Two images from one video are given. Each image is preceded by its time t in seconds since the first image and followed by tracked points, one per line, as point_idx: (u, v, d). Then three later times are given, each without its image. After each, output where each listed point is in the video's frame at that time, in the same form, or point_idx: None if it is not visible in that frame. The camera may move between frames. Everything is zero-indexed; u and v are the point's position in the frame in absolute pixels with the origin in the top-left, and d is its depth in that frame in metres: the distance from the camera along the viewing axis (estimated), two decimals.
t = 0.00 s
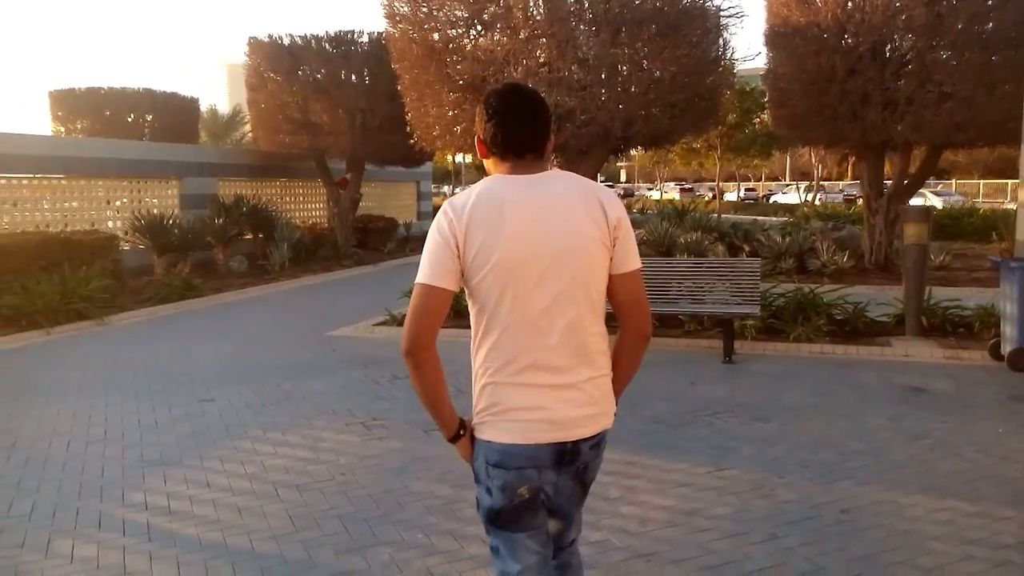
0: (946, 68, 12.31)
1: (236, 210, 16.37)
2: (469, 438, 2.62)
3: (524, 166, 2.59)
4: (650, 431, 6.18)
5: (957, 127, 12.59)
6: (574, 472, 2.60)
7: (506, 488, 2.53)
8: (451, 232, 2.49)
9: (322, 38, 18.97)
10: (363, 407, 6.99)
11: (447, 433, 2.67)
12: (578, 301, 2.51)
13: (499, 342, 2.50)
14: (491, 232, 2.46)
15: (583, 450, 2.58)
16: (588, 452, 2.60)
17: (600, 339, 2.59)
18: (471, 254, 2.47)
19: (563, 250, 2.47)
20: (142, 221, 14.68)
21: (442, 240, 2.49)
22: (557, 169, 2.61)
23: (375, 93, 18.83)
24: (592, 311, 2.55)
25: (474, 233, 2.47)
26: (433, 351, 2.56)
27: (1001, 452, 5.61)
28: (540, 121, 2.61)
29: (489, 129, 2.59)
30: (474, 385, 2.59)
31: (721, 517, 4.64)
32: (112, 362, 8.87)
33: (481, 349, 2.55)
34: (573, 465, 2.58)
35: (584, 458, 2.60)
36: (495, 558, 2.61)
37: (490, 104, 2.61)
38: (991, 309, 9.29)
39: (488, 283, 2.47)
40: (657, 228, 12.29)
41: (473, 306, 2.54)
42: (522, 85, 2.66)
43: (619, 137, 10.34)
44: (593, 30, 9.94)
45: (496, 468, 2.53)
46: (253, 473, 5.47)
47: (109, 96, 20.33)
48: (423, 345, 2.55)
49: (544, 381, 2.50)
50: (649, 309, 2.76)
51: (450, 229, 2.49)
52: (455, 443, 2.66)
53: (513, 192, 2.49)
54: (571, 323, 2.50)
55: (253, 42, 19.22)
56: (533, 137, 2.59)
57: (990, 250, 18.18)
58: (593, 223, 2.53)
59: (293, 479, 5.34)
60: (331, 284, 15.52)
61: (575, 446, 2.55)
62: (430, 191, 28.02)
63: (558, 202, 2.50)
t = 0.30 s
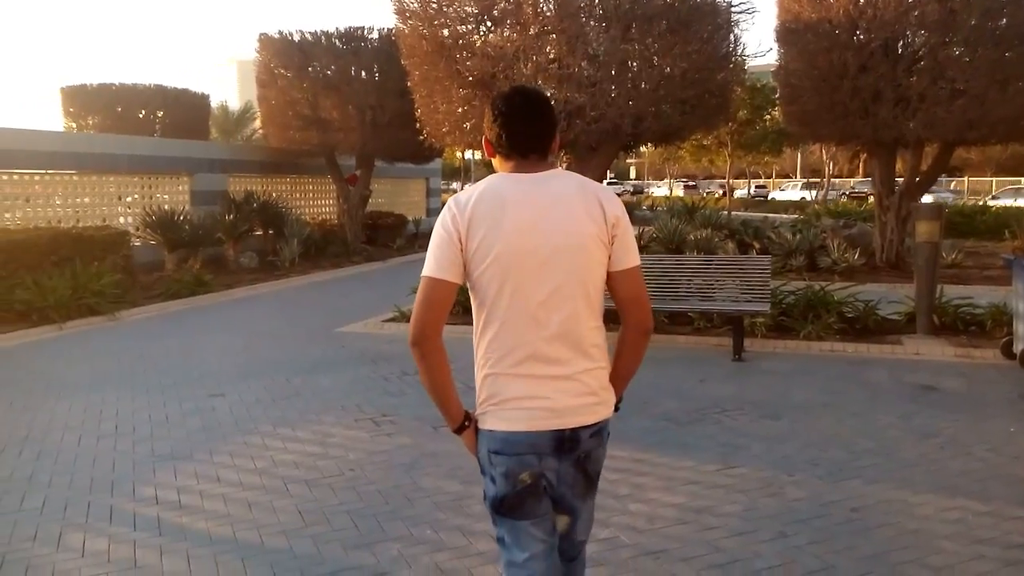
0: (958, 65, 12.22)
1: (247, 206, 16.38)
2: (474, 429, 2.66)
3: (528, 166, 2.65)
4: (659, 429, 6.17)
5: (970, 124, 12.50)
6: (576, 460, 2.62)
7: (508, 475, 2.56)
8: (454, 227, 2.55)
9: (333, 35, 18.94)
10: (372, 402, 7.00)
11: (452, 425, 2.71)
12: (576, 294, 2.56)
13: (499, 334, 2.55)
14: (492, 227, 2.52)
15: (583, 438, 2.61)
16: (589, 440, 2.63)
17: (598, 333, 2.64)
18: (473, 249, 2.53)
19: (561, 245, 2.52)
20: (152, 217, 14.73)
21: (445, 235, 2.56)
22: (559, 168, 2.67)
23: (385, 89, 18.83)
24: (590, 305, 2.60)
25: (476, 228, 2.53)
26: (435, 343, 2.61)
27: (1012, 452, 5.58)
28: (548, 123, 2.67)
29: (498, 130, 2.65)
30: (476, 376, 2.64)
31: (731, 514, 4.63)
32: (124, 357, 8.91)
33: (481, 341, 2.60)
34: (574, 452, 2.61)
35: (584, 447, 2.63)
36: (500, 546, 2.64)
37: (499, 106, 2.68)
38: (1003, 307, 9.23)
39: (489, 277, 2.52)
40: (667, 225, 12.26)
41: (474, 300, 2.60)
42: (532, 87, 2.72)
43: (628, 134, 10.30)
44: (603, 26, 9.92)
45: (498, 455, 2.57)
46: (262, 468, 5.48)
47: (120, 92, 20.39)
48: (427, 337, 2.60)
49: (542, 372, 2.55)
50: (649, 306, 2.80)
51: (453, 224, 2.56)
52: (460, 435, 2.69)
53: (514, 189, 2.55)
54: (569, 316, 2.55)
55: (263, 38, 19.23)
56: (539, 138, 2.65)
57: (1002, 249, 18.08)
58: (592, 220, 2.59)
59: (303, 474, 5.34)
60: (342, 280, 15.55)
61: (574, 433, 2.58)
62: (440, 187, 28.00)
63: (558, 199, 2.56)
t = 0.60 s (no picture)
0: (967, 61, 12.16)
1: (253, 203, 16.38)
2: (477, 418, 2.71)
3: (533, 165, 2.70)
4: (665, 426, 6.16)
5: (977, 120, 12.44)
6: (577, 447, 2.67)
7: (512, 461, 2.61)
8: (462, 223, 2.60)
9: (338, 32, 18.91)
10: (378, 400, 7.00)
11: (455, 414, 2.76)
12: (579, 290, 2.62)
13: (503, 326, 2.61)
14: (500, 223, 2.57)
15: (583, 425, 2.66)
16: (590, 428, 2.68)
17: (598, 327, 2.70)
18: (481, 244, 2.59)
19: (565, 242, 2.59)
20: (159, 215, 14.75)
21: (453, 230, 2.61)
22: (565, 168, 2.72)
23: (390, 86, 18.82)
24: (590, 300, 2.66)
25: (484, 224, 2.59)
26: (442, 335, 2.66)
27: (1020, 449, 5.56)
28: (554, 124, 2.71)
29: (505, 130, 2.69)
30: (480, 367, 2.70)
31: (737, 512, 4.61)
32: (131, 354, 8.92)
33: (486, 334, 2.66)
34: (575, 439, 2.66)
35: (585, 434, 2.68)
36: (502, 531, 2.69)
37: (506, 105, 2.71)
38: (1011, 304, 9.19)
39: (495, 271, 2.58)
40: (673, 222, 12.23)
41: (480, 293, 2.65)
42: (539, 87, 2.75)
43: (635, 131, 10.29)
44: (609, 23, 9.89)
45: (501, 442, 2.63)
46: (269, 465, 5.49)
47: (127, 90, 20.43)
48: (433, 329, 2.65)
49: (545, 364, 2.61)
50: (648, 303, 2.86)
51: (461, 219, 2.61)
52: (463, 424, 2.74)
53: (521, 187, 2.60)
54: (572, 311, 2.61)
55: (269, 36, 19.22)
56: (545, 139, 2.69)
57: (1010, 246, 18.01)
58: (595, 219, 2.66)
59: (309, 471, 5.35)
60: (350, 278, 15.55)
61: (576, 422, 2.64)
62: (446, 184, 27.99)
63: (563, 198, 2.62)
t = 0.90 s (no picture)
0: (974, 55, 12.06)
1: (259, 199, 16.39)
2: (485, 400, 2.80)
3: (543, 159, 2.78)
4: (671, 421, 6.16)
5: (985, 114, 12.38)
6: (582, 429, 2.78)
7: (516, 444, 2.71)
8: (476, 212, 2.67)
9: (343, 28, 18.91)
10: (384, 395, 7.01)
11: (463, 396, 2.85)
12: (586, 280, 2.71)
13: (514, 313, 2.69)
14: (513, 214, 2.65)
15: (587, 409, 2.76)
16: (593, 411, 2.79)
17: (601, 315, 2.80)
18: (494, 233, 2.67)
19: (574, 233, 2.67)
20: (165, 211, 14.77)
21: (467, 219, 2.67)
22: (574, 163, 2.80)
23: (395, 82, 18.84)
24: (595, 291, 2.75)
25: (497, 214, 2.66)
26: (455, 320, 2.73)
27: None
28: (563, 119, 2.79)
29: (516, 124, 2.78)
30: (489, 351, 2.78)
31: (743, 507, 4.61)
32: (137, 350, 8.95)
33: (496, 319, 2.74)
34: (580, 423, 2.76)
35: (590, 417, 2.78)
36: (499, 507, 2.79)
37: (517, 101, 2.80)
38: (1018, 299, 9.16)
39: (507, 259, 2.66)
40: (678, 217, 12.21)
41: (491, 280, 2.73)
42: (550, 83, 2.83)
43: (640, 126, 10.27)
44: (615, 18, 9.87)
45: (507, 425, 2.71)
46: (275, 460, 5.50)
47: (133, 86, 20.45)
48: (447, 314, 2.73)
49: (552, 350, 2.70)
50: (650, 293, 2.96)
51: (475, 209, 2.68)
52: (471, 405, 2.83)
53: (533, 179, 2.68)
54: (578, 300, 2.70)
55: (275, 32, 19.22)
56: (554, 133, 2.77)
57: (1017, 241, 17.95)
58: (603, 212, 2.74)
59: (315, 466, 5.36)
60: (356, 273, 15.58)
61: (581, 406, 2.74)
62: (451, 180, 27.99)
63: (573, 191, 2.70)
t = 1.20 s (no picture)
0: (980, 47, 12.01)
1: (262, 191, 16.38)
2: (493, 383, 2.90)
3: (553, 151, 2.88)
4: (673, 413, 6.17)
5: (991, 107, 12.31)
6: (588, 413, 2.89)
7: (521, 427, 2.82)
8: (489, 204, 2.74)
9: (347, 19, 18.86)
10: (387, 387, 7.02)
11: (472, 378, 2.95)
12: (594, 272, 2.82)
13: (525, 302, 2.79)
14: (525, 207, 2.73)
15: (593, 394, 2.87)
16: (599, 396, 2.89)
17: (607, 304, 2.90)
18: (506, 225, 2.74)
19: (584, 225, 2.76)
20: (169, 203, 14.77)
21: (481, 210, 2.74)
22: (583, 156, 2.89)
23: (399, 74, 18.82)
24: (601, 281, 2.85)
25: (511, 207, 2.74)
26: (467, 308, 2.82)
27: None
28: (573, 112, 2.89)
29: (527, 116, 2.89)
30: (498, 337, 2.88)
31: (745, 500, 4.61)
32: (141, 341, 8.97)
33: (508, 308, 2.83)
34: (585, 407, 2.87)
35: (595, 402, 2.89)
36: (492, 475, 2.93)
37: (528, 94, 2.90)
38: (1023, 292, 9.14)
39: (519, 251, 2.75)
40: (682, 210, 12.19)
41: (503, 270, 2.81)
42: (561, 77, 2.93)
43: (644, 118, 10.25)
44: (619, 9, 9.82)
45: (513, 410, 2.82)
46: (278, 451, 5.50)
47: (136, 78, 20.47)
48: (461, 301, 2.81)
49: (561, 338, 2.80)
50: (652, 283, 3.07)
51: (488, 201, 2.74)
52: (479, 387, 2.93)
53: (545, 174, 2.76)
54: (586, 290, 2.81)
55: (278, 23, 19.16)
56: (564, 126, 2.87)
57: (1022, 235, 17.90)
58: (611, 206, 2.84)
59: (318, 457, 5.37)
60: (360, 266, 15.57)
61: (586, 392, 2.85)
62: (454, 173, 27.96)
63: (583, 185, 2.78)
